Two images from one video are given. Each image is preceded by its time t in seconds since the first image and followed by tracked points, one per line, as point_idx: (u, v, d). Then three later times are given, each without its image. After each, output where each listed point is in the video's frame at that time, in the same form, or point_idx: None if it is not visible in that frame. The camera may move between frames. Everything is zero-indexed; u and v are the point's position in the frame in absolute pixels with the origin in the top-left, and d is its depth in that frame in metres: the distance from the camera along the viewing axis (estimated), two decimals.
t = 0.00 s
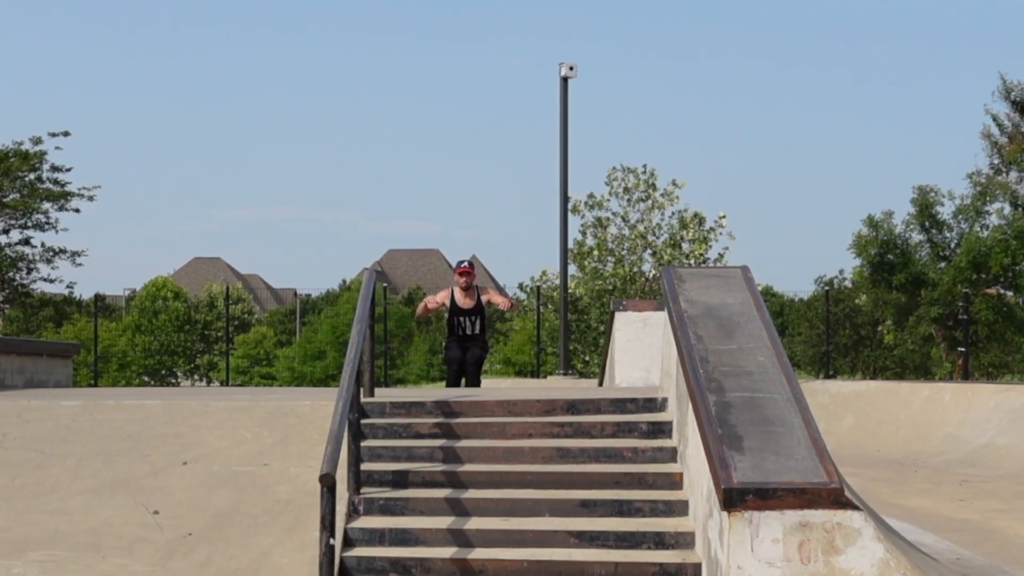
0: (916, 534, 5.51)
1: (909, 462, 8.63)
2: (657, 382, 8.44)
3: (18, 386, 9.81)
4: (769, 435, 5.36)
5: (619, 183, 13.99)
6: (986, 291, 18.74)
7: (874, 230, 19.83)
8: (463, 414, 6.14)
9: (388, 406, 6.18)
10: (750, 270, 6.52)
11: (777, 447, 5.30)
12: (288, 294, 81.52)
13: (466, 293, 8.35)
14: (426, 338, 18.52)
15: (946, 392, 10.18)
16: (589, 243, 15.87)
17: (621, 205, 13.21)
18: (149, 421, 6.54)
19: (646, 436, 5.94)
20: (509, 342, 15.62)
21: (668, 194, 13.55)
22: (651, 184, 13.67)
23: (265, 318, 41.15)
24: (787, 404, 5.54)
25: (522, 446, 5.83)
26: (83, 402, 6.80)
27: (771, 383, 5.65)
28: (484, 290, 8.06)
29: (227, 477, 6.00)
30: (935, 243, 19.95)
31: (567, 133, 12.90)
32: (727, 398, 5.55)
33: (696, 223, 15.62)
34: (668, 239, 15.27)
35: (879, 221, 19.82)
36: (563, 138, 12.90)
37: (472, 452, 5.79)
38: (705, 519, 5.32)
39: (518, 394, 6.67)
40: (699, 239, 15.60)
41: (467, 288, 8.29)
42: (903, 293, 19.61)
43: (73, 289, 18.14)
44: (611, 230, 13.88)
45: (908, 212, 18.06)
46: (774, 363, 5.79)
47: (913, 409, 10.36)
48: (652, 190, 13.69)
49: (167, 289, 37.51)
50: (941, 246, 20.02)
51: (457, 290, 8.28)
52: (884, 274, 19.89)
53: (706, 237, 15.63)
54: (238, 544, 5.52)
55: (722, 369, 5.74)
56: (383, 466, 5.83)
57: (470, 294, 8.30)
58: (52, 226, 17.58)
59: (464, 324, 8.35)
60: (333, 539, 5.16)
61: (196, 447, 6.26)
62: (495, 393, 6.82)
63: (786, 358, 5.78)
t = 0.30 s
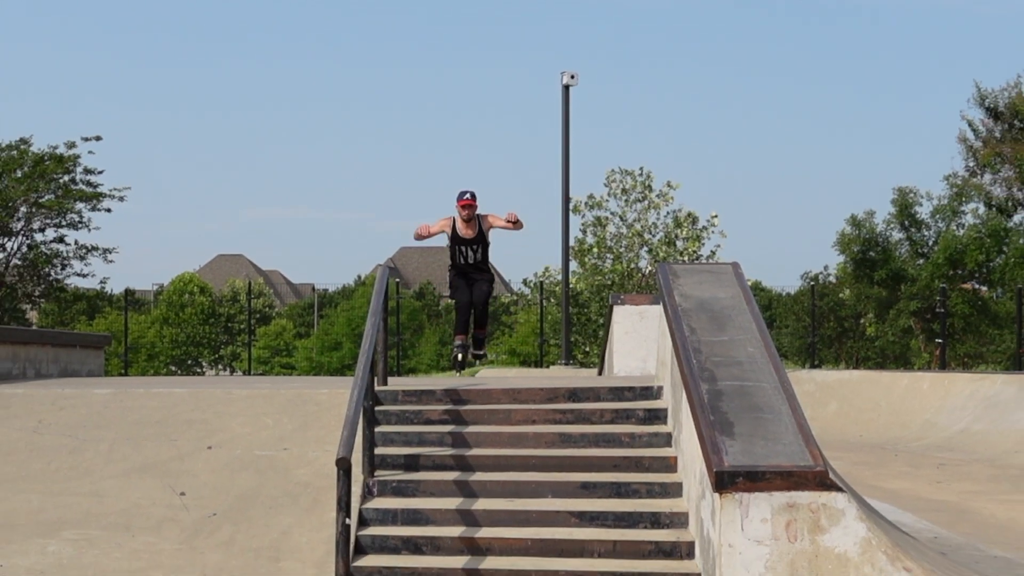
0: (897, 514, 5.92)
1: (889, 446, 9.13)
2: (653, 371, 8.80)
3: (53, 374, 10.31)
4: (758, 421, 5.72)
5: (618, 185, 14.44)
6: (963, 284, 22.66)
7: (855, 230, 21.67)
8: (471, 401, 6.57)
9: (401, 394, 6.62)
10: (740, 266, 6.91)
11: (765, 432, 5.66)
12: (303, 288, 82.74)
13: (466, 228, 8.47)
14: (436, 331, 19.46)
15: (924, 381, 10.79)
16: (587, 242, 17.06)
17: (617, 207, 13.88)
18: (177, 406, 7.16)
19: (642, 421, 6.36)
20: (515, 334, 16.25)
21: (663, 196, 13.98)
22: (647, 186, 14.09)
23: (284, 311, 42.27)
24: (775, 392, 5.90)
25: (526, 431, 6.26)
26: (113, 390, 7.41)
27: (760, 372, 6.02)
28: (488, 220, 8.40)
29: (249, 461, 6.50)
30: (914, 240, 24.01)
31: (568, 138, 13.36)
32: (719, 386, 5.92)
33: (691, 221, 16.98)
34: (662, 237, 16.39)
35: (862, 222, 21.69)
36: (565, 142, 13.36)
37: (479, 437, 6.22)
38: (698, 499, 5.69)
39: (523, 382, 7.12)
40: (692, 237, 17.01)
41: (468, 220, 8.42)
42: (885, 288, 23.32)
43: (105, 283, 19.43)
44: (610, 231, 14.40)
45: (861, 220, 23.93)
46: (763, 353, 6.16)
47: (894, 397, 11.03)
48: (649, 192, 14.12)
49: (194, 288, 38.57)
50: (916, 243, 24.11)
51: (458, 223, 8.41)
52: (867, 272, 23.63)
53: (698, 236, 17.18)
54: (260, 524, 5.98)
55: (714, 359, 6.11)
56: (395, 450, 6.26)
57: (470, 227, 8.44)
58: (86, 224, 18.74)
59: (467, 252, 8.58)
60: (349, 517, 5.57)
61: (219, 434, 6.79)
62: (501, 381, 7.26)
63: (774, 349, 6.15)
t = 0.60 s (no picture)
0: (879, 496, 6.31)
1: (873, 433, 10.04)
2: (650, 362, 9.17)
3: (86, 364, 10.88)
4: (748, 409, 6.09)
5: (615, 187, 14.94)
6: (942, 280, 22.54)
7: (842, 229, 23.39)
8: (479, 389, 7.02)
9: (411, 383, 7.07)
10: (732, 262, 7.31)
11: (756, 420, 6.02)
12: (317, 283, 83.83)
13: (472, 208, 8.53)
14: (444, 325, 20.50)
15: (905, 370, 11.66)
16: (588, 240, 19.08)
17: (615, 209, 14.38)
18: (201, 393, 7.59)
19: (640, 409, 6.81)
20: (518, 326, 16.87)
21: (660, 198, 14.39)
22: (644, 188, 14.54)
23: (301, 305, 43.40)
24: (764, 381, 6.27)
25: (529, 418, 6.70)
26: (142, 379, 7.86)
27: (750, 363, 6.39)
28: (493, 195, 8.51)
29: (270, 445, 6.92)
30: (894, 239, 23.45)
31: (569, 141, 13.75)
32: (712, 376, 6.29)
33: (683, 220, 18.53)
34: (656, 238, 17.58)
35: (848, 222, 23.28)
36: (567, 145, 13.77)
37: (485, 424, 6.66)
38: (692, 482, 6.07)
39: (528, 372, 7.56)
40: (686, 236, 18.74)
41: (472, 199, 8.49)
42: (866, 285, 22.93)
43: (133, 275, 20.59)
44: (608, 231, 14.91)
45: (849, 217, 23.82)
46: (753, 345, 6.53)
47: (877, 384, 11.93)
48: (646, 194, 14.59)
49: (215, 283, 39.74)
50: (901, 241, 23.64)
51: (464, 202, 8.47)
52: (849, 267, 23.27)
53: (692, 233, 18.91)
54: (280, 505, 6.41)
55: (707, 351, 6.49)
56: (408, 435, 6.70)
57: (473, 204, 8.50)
58: (113, 222, 19.76)
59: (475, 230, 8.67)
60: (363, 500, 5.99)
61: (241, 420, 7.21)
62: (507, 372, 7.69)
63: (764, 341, 6.53)
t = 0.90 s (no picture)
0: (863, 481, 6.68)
1: (857, 421, 10.48)
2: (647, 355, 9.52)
3: (112, 356, 11.36)
4: (740, 398, 6.45)
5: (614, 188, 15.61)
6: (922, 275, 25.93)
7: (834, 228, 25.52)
8: (485, 380, 7.52)
9: (421, 373, 7.57)
10: (724, 260, 7.72)
11: (747, 408, 6.38)
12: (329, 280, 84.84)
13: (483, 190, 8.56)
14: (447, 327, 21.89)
15: (888, 361, 12.16)
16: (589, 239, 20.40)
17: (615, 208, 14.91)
18: (223, 384, 7.99)
19: (637, 398, 7.29)
20: (521, 320, 17.44)
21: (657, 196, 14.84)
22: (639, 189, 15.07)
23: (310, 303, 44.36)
24: (755, 372, 6.64)
25: (533, 407, 7.16)
26: (165, 370, 8.27)
27: (742, 354, 6.77)
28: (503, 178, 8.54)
29: (288, 432, 7.32)
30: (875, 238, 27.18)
31: (571, 143, 14.27)
32: (706, 367, 6.67)
33: (680, 222, 20.04)
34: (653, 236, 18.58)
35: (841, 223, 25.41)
36: (568, 146, 14.29)
37: (491, 413, 7.13)
38: (687, 467, 6.43)
39: (531, 363, 8.02)
40: (681, 234, 19.91)
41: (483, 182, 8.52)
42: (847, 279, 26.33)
43: (161, 270, 21.55)
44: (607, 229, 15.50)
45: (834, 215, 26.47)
46: (744, 338, 6.92)
47: (861, 375, 12.42)
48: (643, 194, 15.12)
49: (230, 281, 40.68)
50: (882, 240, 27.49)
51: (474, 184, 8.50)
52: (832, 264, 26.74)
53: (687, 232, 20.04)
54: (297, 489, 6.79)
55: (701, 343, 6.87)
56: (419, 423, 7.16)
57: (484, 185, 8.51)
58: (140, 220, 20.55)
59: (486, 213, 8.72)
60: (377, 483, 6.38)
61: (259, 409, 7.60)
62: (513, 363, 8.16)
63: (755, 334, 6.91)
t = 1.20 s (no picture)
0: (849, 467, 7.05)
1: (843, 410, 10.94)
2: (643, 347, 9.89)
3: (137, 348, 11.86)
4: (733, 388, 6.83)
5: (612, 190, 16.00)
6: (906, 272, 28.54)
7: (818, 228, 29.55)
8: (490, 371, 7.97)
9: (430, 365, 8.01)
10: (717, 258, 8.14)
11: (739, 398, 6.75)
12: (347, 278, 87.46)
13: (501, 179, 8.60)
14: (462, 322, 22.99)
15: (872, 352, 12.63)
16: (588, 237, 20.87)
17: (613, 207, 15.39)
18: (241, 376, 8.44)
19: (636, 388, 7.73)
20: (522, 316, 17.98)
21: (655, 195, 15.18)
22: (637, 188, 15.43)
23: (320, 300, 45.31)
24: (747, 364, 7.03)
25: (536, 397, 7.58)
26: (187, 362, 8.73)
27: (734, 347, 7.16)
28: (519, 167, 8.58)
29: (303, 422, 7.72)
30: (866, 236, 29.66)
31: (570, 145, 14.79)
32: (700, 359, 7.06)
33: (676, 220, 20.18)
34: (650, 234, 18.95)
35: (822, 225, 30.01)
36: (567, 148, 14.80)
37: (497, 402, 7.55)
38: (682, 454, 6.81)
39: (535, 356, 8.45)
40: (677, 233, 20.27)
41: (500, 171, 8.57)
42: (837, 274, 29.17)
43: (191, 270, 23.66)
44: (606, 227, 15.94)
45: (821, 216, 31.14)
46: (736, 331, 7.31)
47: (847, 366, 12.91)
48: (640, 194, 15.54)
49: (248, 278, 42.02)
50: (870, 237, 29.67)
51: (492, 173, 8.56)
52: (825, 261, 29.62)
53: (683, 231, 20.21)
54: (312, 475, 7.16)
55: (695, 336, 7.27)
56: (428, 413, 7.59)
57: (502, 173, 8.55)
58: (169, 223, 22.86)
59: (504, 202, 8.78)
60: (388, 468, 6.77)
61: (276, 399, 8.02)
62: (517, 355, 8.59)
63: (747, 328, 7.30)
